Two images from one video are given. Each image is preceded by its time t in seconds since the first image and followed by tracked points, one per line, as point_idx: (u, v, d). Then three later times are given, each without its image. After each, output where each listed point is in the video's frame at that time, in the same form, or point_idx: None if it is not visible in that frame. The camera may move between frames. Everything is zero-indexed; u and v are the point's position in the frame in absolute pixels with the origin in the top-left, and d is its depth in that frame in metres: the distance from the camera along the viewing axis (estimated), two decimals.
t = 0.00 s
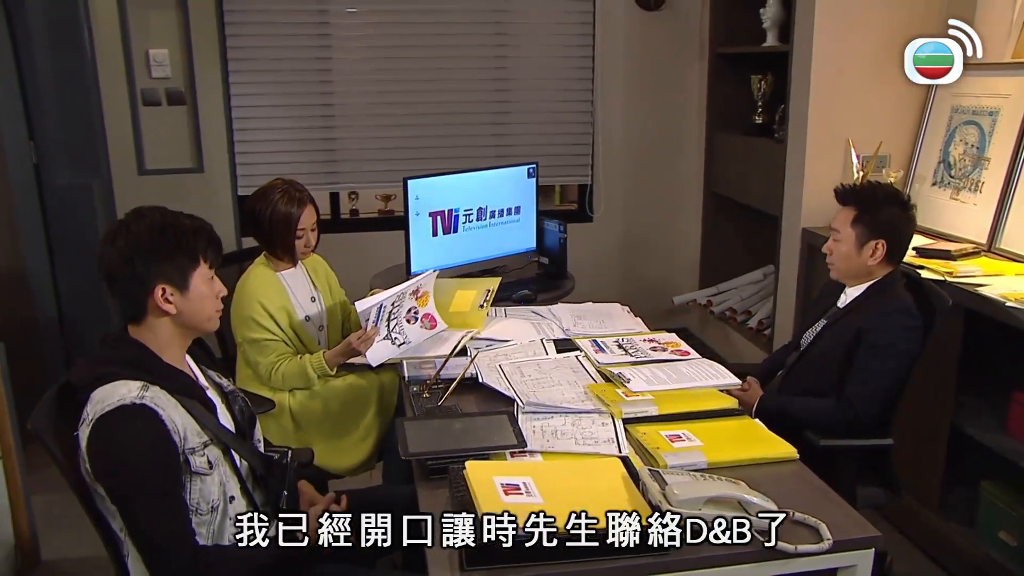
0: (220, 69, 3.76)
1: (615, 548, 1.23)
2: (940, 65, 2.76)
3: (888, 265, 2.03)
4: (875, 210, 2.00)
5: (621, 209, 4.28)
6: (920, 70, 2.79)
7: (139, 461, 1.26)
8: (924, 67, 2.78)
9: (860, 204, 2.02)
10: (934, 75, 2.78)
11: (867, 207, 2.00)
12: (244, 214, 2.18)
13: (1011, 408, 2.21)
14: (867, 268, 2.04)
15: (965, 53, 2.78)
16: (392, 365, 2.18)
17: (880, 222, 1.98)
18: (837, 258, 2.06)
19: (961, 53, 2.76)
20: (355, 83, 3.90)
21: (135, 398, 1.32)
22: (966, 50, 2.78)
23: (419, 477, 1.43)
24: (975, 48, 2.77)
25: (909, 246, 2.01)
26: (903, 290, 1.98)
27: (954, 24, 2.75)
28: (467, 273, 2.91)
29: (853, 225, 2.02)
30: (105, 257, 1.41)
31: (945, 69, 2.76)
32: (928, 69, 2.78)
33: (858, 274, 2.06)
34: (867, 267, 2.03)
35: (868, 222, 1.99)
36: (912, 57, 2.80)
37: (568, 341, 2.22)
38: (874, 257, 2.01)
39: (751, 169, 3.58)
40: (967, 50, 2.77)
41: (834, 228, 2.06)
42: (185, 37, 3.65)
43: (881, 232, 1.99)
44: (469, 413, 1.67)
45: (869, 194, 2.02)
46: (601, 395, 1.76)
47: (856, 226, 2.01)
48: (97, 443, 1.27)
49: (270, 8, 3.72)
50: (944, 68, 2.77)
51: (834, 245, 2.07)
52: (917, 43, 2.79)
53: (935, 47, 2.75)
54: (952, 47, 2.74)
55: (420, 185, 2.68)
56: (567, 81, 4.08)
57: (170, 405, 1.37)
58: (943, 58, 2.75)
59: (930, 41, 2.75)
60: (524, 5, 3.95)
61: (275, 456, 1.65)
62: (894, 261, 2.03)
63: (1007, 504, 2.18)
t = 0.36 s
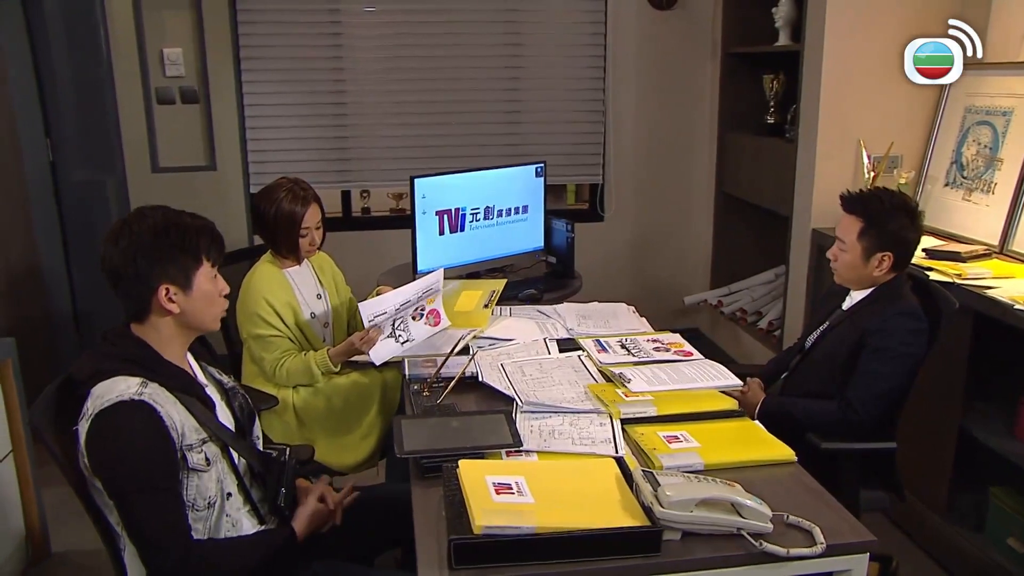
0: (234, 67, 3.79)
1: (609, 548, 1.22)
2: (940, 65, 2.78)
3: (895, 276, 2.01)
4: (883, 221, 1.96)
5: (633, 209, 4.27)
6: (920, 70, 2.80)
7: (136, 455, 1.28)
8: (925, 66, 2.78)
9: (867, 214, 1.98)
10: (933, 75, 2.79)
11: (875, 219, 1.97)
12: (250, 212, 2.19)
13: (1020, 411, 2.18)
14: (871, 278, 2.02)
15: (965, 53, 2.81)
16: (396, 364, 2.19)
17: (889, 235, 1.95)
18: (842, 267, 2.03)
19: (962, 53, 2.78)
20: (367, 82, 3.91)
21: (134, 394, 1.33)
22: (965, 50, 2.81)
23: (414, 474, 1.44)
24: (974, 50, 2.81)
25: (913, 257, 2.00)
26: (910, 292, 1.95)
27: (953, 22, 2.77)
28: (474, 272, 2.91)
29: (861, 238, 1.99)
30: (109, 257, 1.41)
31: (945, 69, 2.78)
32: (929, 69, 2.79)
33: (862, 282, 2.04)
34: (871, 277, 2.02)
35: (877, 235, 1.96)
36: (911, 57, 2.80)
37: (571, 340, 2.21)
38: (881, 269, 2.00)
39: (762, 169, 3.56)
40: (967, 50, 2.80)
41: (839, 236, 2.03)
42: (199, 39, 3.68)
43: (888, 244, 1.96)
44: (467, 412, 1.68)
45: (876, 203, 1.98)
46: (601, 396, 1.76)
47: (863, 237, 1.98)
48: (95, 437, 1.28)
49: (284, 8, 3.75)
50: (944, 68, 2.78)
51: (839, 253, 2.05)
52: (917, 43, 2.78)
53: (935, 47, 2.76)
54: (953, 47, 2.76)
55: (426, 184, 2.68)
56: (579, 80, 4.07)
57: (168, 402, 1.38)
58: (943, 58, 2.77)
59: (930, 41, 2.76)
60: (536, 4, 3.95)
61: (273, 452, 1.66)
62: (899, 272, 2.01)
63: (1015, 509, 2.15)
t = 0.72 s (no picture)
0: (245, 66, 3.83)
1: (605, 548, 1.24)
2: (941, 65, 2.84)
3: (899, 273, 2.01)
4: (886, 219, 1.96)
5: (642, 209, 4.27)
6: (919, 70, 2.84)
7: (141, 447, 1.30)
8: (925, 66, 2.83)
9: (870, 213, 1.98)
10: (933, 75, 2.84)
11: (878, 217, 1.96)
12: (256, 211, 2.21)
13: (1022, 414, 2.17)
14: (877, 278, 2.01)
15: (966, 53, 2.85)
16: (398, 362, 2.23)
17: (895, 232, 1.95)
18: (848, 269, 2.01)
19: (962, 53, 2.83)
20: (377, 82, 3.94)
21: (139, 386, 1.35)
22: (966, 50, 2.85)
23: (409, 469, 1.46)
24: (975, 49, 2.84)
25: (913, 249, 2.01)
26: (911, 293, 1.95)
27: (953, 22, 2.80)
28: (480, 270, 2.93)
29: (866, 237, 1.97)
30: (121, 251, 1.44)
31: (946, 69, 2.84)
32: (929, 69, 2.83)
33: (867, 283, 2.02)
34: (877, 276, 2.01)
35: (882, 232, 1.96)
36: (911, 57, 2.84)
37: (572, 339, 2.23)
38: (887, 266, 1.99)
39: (770, 170, 3.55)
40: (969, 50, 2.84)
41: (840, 238, 2.01)
42: (212, 40, 3.73)
43: (895, 241, 1.96)
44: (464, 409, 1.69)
45: (875, 201, 1.98)
46: (598, 395, 1.77)
47: (869, 236, 1.96)
48: (99, 428, 1.30)
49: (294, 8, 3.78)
50: (944, 68, 2.84)
51: (842, 256, 2.02)
52: (917, 43, 2.82)
53: (936, 47, 2.81)
54: (953, 47, 2.81)
55: (432, 183, 2.70)
56: (588, 80, 4.07)
57: (173, 396, 1.40)
58: (943, 58, 2.82)
59: (930, 41, 2.80)
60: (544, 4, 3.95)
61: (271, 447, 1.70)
62: (902, 268, 2.01)
63: (1018, 512, 2.14)
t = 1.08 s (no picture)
0: (258, 66, 3.87)
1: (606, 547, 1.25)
2: (940, 65, 2.83)
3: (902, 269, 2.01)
4: (885, 212, 1.96)
5: (652, 209, 4.27)
6: (919, 70, 2.83)
7: (141, 439, 1.33)
8: (925, 66, 2.82)
9: (870, 207, 1.98)
10: (933, 75, 2.84)
11: (877, 210, 1.97)
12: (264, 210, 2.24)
13: None
14: (880, 272, 2.01)
15: (965, 53, 2.84)
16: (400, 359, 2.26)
17: (894, 225, 1.95)
18: (851, 264, 2.01)
19: (960, 53, 2.83)
20: (389, 82, 3.96)
21: (140, 379, 1.38)
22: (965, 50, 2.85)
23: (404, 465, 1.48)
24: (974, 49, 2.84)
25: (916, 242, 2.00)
26: (913, 293, 1.95)
27: (953, 22, 2.79)
28: (486, 269, 2.95)
29: (866, 229, 1.97)
30: (127, 246, 1.46)
31: (945, 69, 2.83)
32: (928, 69, 2.82)
33: (872, 279, 2.02)
34: (880, 270, 2.00)
35: (882, 225, 1.96)
36: (911, 57, 2.82)
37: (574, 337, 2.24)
38: (890, 259, 1.99)
39: (780, 170, 3.54)
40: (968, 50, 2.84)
41: (841, 234, 2.01)
42: (227, 41, 3.79)
43: (896, 234, 1.96)
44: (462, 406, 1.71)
45: (875, 196, 1.99)
46: (596, 394, 1.78)
47: (869, 230, 1.97)
48: (100, 421, 1.33)
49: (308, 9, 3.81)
50: (943, 68, 2.83)
51: (845, 251, 2.02)
52: (916, 43, 2.80)
53: (935, 47, 2.80)
54: (952, 47, 2.81)
55: (438, 182, 2.72)
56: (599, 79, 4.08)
57: (173, 389, 1.42)
58: (942, 58, 2.82)
59: (930, 41, 2.80)
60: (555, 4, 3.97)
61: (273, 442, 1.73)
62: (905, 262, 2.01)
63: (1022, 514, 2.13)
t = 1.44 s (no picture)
0: (275, 66, 3.90)
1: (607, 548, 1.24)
2: (940, 65, 2.78)
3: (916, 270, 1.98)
4: (900, 211, 1.94)
5: (668, 210, 4.25)
6: (919, 70, 2.79)
7: (138, 437, 1.34)
8: (925, 66, 2.78)
9: (885, 206, 1.96)
10: (933, 75, 2.79)
11: (894, 209, 1.94)
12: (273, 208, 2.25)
13: None
14: (895, 272, 1.98)
15: (965, 54, 2.80)
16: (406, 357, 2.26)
17: (909, 223, 1.93)
18: (866, 263, 1.98)
19: (960, 53, 2.78)
20: (405, 82, 3.97)
21: (139, 376, 1.39)
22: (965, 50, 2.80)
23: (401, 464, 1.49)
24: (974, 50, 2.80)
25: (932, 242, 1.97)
26: (923, 297, 1.92)
27: (953, 22, 2.75)
28: (497, 269, 2.94)
29: (881, 228, 1.94)
30: (128, 245, 1.48)
31: (944, 69, 2.78)
32: (929, 69, 2.78)
33: (886, 279, 1.99)
34: (895, 270, 1.97)
35: (898, 223, 1.93)
36: (911, 57, 2.78)
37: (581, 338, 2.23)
38: (905, 258, 1.96)
39: (796, 171, 3.51)
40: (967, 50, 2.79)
41: (855, 232, 1.98)
42: (245, 41, 3.83)
43: (910, 233, 1.93)
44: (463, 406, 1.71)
45: (890, 195, 1.96)
46: (598, 395, 1.77)
47: (885, 228, 1.94)
48: (100, 417, 1.34)
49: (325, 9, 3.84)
50: (943, 68, 2.78)
51: (859, 250, 1.99)
52: (916, 43, 2.77)
53: (935, 47, 2.76)
54: (952, 47, 2.76)
55: (448, 181, 2.72)
56: (615, 80, 4.06)
57: (172, 385, 1.43)
58: (943, 58, 2.77)
59: (929, 41, 2.76)
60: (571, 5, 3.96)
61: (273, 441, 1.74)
62: (920, 262, 1.98)
63: None
